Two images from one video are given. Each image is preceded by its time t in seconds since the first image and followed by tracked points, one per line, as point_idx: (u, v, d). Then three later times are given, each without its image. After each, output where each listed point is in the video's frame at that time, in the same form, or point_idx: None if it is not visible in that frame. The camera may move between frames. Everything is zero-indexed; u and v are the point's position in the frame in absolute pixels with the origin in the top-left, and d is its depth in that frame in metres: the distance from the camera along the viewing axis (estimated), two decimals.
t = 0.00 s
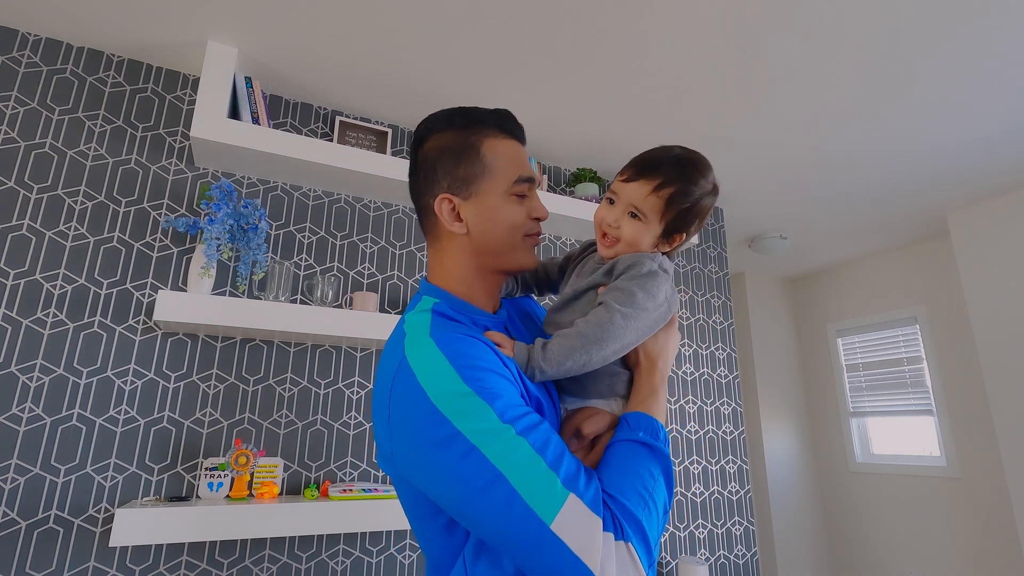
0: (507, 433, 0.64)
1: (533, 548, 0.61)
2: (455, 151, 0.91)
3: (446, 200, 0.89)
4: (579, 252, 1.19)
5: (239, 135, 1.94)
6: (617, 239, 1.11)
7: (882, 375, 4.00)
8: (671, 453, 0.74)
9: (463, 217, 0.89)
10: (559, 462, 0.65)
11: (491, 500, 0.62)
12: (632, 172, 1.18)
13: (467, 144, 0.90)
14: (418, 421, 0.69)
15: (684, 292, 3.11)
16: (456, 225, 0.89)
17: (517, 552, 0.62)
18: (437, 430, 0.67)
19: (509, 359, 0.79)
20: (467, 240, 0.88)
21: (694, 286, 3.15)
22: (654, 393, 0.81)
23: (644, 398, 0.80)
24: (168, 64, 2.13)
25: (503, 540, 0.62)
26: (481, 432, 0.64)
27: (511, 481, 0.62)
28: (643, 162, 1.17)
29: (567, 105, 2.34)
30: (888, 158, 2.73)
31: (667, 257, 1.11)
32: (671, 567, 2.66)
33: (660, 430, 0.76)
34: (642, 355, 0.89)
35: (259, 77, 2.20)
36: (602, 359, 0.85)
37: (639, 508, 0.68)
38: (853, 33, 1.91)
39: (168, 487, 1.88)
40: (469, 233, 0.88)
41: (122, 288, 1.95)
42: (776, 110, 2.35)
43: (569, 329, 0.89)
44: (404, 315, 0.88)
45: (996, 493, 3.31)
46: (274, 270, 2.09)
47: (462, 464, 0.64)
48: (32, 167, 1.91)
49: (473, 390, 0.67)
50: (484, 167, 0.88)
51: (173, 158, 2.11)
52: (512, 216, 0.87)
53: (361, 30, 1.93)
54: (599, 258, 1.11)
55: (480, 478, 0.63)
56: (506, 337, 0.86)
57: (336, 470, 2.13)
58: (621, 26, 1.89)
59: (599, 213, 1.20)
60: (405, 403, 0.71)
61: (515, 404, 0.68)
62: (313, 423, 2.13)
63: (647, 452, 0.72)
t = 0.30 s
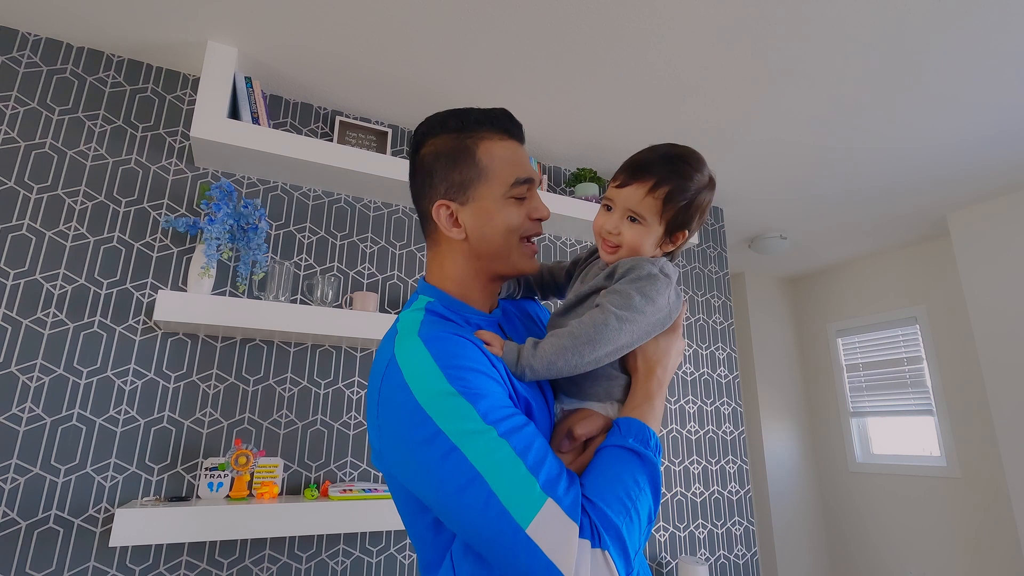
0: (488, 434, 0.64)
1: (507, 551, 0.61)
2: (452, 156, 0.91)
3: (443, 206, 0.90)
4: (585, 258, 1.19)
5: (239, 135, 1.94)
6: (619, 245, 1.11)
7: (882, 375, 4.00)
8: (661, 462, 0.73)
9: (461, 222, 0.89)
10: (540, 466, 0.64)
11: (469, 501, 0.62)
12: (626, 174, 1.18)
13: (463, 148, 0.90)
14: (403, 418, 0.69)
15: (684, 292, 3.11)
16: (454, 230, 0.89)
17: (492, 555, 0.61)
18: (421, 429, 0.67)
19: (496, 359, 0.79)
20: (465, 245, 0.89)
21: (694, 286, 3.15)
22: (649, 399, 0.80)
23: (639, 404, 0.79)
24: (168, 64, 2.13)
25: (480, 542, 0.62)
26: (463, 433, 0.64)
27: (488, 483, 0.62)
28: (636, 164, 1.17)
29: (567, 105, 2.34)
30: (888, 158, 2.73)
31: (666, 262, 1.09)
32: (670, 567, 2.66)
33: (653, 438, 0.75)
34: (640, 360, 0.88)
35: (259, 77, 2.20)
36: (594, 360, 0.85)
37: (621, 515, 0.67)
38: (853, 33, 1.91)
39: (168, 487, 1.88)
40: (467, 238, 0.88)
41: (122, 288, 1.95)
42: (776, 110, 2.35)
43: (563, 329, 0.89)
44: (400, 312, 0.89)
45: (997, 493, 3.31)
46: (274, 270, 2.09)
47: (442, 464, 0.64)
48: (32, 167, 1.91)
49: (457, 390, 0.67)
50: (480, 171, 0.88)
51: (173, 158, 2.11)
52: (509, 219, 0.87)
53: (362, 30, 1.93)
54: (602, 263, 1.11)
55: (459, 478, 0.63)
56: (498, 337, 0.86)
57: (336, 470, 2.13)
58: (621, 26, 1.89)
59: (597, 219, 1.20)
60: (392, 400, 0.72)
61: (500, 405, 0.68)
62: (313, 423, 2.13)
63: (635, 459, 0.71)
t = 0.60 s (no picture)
0: (479, 439, 0.64)
1: (498, 557, 0.61)
2: (449, 168, 0.88)
3: (450, 223, 0.87)
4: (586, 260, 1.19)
5: (240, 135, 1.94)
6: (618, 246, 1.11)
7: (882, 375, 4.00)
8: (656, 467, 0.72)
9: (470, 236, 0.87)
10: (532, 471, 0.64)
11: (459, 506, 0.62)
12: (623, 177, 1.19)
13: (460, 158, 0.87)
14: (396, 423, 0.69)
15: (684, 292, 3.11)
16: (465, 245, 0.87)
17: (484, 560, 0.62)
18: (413, 434, 0.67)
19: (490, 362, 0.79)
20: (478, 258, 0.88)
21: (694, 286, 3.15)
22: (645, 401, 0.80)
23: (635, 406, 0.79)
24: (168, 64, 2.13)
25: (472, 547, 0.62)
26: (454, 438, 0.64)
27: (480, 488, 0.62)
28: (633, 166, 1.18)
29: (566, 105, 2.34)
30: (888, 158, 2.73)
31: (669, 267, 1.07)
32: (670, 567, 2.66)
33: (648, 442, 0.74)
34: (638, 362, 0.88)
35: (259, 77, 2.20)
36: (590, 360, 0.85)
37: (613, 520, 0.66)
38: (852, 33, 1.91)
39: (168, 487, 1.88)
40: (479, 250, 0.87)
41: (122, 288, 1.95)
42: (776, 110, 2.35)
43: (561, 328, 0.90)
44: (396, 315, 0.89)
45: (997, 493, 3.31)
46: (274, 270, 2.09)
47: (434, 469, 0.64)
48: (32, 167, 1.91)
49: (449, 395, 0.67)
50: (482, 180, 0.87)
51: (173, 158, 2.11)
52: (517, 225, 0.87)
53: (362, 30, 1.93)
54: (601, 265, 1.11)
55: (450, 483, 0.63)
56: (493, 339, 0.87)
57: (336, 470, 2.13)
58: (621, 26, 1.90)
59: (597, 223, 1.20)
60: (385, 403, 0.72)
61: (492, 409, 0.67)
62: (313, 423, 2.13)
63: (629, 464, 0.71)
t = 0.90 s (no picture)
0: (481, 444, 0.64)
1: (499, 562, 0.61)
2: (454, 170, 0.87)
3: (456, 225, 0.87)
4: (589, 261, 1.18)
5: (239, 135, 1.94)
6: (622, 248, 1.11)
7: (882, 375, 4.00)
8: (657, 472, 0.72)
9: (476, 238, 0.87)
10: (533, 476, 0.64)
11: (461, 510, 0.62)
12: (624, 178, 1.18)
13: (466, 160, 0.87)
14: (398, 426, 0.69)
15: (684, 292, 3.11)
16: (470, 247, 0.87)
17: (484, 565, 0.62)
18: (414, 437, 0.67)
19: (492, 364, 0.79)
20: (482, 259, 0.88)
21: (695, 286, 3.15)
22: (646, 404, 0.80)
23: (637, 410, 0.79)
24: (168, 64, 2.13)
25: (472, 552, 0.62)
26: (456, 442, 0.64)
27: (481, 493, 0.62)
28: (633, 167, 1.18)
29: (566, 105, 2.34)
30: (888, 158, 2.73)
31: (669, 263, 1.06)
32: (670, 567, 2.66)
33: (650, 446, 0.74)
34: (640, 365, 0.88)
35: (259, 77, 2.20)
36: (592, 363, 0.85)
37: (614, 526, 0.66)
38: (853, 32, 1.91)
39: (168, 487, 1.88)
40: (484, 253, 0.87)
41: (122, 288, 1.95)
42: (776, 110, 2.35)
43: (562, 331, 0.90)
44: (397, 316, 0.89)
45: (997, 493, 3.31)
46: (273, 270, 2.09)
47: (435, 473, 0.64)
48: (32, 167, 1.91)
49: (450, 399, 0.67)
50: (489, 183, 0.86)
51: (173, 158, 2.11)
52: (522, 226, 0.87)
53: (362, 30, 1.93)
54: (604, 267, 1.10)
55: (451, 488, 0.63)
56: (496, 341, 0.87)
57: (336, 470, 2.13)
58: (621, 26, 1.89)
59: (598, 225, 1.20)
60: (387, 406, 0.72)
61: (494, 413, 0.67)
62: (313, 423, 2.13)
63: (631, 469, 0.71)
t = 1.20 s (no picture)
0: (487, 444, 0.63)
1: (504, 562, 0.61)
2: (464, 167, 0.88)
3: (465, 221, 0.87)
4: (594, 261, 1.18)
5: (239, 135, 1.94)
6: (631, 250, 1.11)
7: (882, 375, 4.00)
8: (663, 474, 0.72)
9: (485, 236, 0.87)
10: (539, 477, 0.64)
11: (466, 511, 0.62)
12: (632, 177, 1.17)
13: (477, 157, 0.87)
14: (403, 424, 0.69)
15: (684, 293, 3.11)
16: (479, 245, 0.87)
17: (488, 566, 0.62)
18: (420, 435, 0.67)
19: (498, 364, 0.79)
20: (490, 257, 0.88)
21: (695, 286, 3.15)
22: (652, 407, 0.80)
23: (643, 414, 0.79)
24: (168, 64, 2.13)
25: (476, 553, 0.62)
26: (462, 441, 0.64)
27: (487, 493, 0.62)
28: (642, 167, 1.17)
29: (566, 105, 2.35)
30: (888, 158, 2.73)
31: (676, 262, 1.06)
32: (670, 567, 2.66)
33: (656, 448, 0.74)
34: (646, 366, 0.88)
35: (259, 77, 2.20)
36: (598, 364, 0.85)
37: (619, 529, 0.66)
38: (853, 32, 1.91)
39: (168, 487, 1.88)
40: (492, 251, 0.87)
41: (122, 288, 1.95)
42: (776, 110, 2.35)
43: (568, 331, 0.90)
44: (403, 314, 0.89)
45: (997, 493, 3.31)
46: (274, 270, 2.08)
47: (441, 472, 0.64)
48: (32, 167, 1.91)
49: (456, 398, 0.67)
50: (500, 180, 0.86)
51: (173, 158, 2.11)
52: (531, 224, 0.87)
53: (362, 30, 1.93)
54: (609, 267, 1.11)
55: (457, 487, 0.63)
56: (502, 341, 0.87)
57: (336, 470, 2.13)
58: (621, 26, 1.89)
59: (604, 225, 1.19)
60: (392, 404, 0.72)
61: (500, 413, 0.67)
62: (313, 423, 2.13)
63: (637, 472, 0.71)
